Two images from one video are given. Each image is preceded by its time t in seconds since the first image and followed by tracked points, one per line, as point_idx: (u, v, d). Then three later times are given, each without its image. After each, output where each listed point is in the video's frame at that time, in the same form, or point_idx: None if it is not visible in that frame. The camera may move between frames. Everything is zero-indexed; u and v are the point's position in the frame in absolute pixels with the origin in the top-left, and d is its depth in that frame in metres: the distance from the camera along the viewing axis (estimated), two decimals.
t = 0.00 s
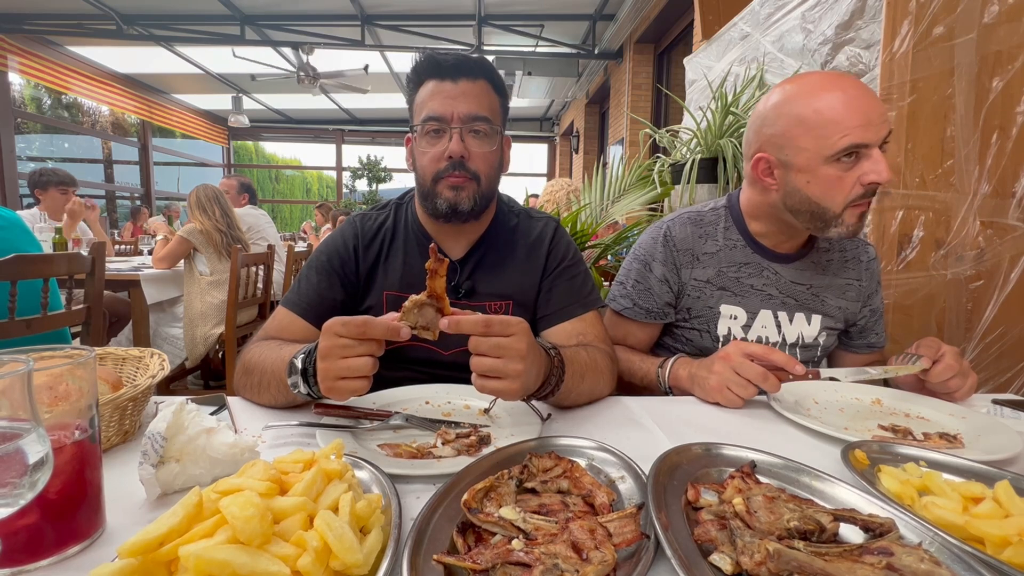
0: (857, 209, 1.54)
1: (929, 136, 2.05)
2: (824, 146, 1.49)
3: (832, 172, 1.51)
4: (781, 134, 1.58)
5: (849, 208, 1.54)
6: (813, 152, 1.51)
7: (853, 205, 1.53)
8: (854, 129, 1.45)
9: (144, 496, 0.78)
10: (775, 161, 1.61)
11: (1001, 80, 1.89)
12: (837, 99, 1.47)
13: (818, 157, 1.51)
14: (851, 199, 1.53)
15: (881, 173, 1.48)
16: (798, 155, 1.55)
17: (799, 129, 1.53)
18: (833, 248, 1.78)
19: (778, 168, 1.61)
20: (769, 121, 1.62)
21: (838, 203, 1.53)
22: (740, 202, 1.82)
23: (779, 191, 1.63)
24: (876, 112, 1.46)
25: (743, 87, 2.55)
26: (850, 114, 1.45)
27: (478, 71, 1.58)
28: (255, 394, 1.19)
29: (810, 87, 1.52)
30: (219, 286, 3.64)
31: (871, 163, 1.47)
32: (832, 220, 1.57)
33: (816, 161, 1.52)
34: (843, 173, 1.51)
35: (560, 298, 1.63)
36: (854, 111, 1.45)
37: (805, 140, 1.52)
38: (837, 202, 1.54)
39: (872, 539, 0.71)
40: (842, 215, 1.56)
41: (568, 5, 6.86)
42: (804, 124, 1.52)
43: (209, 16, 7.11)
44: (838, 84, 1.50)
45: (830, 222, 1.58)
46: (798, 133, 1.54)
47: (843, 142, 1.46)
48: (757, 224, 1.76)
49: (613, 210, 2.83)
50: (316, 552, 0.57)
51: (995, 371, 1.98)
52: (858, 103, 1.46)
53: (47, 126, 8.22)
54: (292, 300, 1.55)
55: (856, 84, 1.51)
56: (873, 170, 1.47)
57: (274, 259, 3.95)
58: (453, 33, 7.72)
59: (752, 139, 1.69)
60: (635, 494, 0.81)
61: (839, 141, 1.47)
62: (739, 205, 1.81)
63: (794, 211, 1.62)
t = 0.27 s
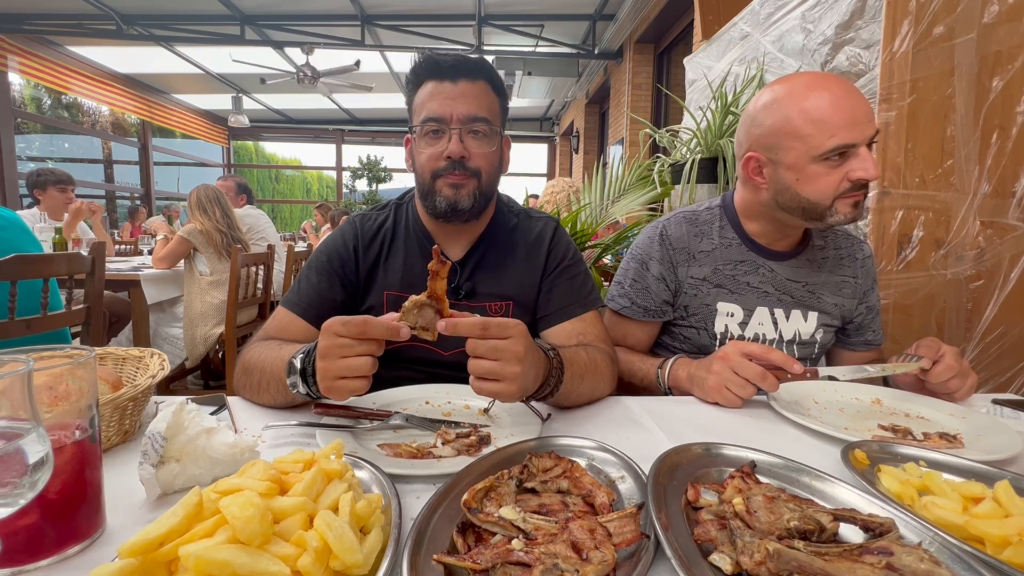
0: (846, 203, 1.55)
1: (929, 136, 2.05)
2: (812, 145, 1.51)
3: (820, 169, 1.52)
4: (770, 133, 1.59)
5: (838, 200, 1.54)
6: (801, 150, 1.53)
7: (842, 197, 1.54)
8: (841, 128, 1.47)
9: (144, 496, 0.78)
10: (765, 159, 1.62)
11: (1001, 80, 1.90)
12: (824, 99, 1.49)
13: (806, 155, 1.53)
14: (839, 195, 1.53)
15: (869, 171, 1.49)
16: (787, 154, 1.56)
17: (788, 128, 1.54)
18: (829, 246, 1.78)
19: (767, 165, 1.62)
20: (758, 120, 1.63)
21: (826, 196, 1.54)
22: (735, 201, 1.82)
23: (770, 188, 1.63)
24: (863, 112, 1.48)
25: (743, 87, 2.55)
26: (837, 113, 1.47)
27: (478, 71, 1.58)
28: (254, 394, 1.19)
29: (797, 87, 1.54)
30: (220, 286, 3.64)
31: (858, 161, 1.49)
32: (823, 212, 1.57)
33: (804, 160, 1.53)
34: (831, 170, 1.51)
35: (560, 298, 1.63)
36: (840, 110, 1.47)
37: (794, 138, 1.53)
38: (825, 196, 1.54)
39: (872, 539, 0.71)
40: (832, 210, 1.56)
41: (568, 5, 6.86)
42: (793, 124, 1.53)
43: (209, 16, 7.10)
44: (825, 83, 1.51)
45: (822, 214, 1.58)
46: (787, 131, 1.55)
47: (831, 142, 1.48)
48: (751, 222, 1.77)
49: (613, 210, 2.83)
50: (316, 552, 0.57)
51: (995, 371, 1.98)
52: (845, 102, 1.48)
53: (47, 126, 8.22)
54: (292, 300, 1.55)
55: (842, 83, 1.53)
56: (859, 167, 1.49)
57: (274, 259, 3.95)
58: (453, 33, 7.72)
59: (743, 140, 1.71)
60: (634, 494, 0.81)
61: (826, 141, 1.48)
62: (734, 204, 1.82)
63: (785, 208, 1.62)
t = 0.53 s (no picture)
0: (838, 204, 1.55)
1: (928, 136, 2.05)
2: (807, 145, 1.51)
3: (816, 168, 1.52)
4: (765, 132, 1.59)
5: (831, 200, 1.54)
6: (797, 150, 1.53)
7: (835, 197, 1.54)
8: (835, 127, 1.47)
9: (144, 496, 0.78)
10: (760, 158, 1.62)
11: (1001, 80, 1.91)
12: (819, 98, 1.49)
13: (801, 155, 1.53)
14: (833, 192, 1.54)
15: (864, 169, 1.49)
16: (782, 153, 1.56)
17: (783, 127, 1.54)
18: (827, 245, 1.78)
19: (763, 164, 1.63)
20: (754, 120, 1.63)
21: (819, 195, 1.54)
22: (732, 201, 1.82)
23: (766, 187, 1.63)
24: (858, 111, 1.48)
25: (744, 87, 2.55)
26: (832, 112, 1.47)
27: (484, 71, 1.58)
28: (254, 394, 1.19)
29: (792, 86, 1.54)
30: (219, 286, 3.64)
31: (853, 159, 1.49)
32: (816, 214, 1.57)
33: (799, 159, 1.53)
34: (826, 169, 1.51)
35: (560, 298, 1.63)
36: (835, 109, 1.47)
37: (790, 137, 1.53)
38: (818, 195, 1.54)
39: (872, 539, 0.71)
40: (825, 210, 1.56)
41: (569, 5, 6.86)
42: (788, 123, 1.53)
43: (210, 16, 7.10)
44: (819, 83, 1.51)
45: (815, 215, 1.58)
46: (782, 131, 1.55)
47: (827, 141, 1.48)
48: (749, 221, 1.77)
49: (613, 210, 2.83)
50: (316, 552, 0.57)
51: (995, 371, 1.99)
52: (840, 102, 1.48)
53: (47, 126, 8.21)
54: (291, 300, 1.55)
55: (837, 82, 1.53)
56: (854, 166, 1.49)
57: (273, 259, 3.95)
58: (453, 33, 7.71)
59: (738, 140, 1.71)
60: (634, 494, 0.81)
61: (822, 140, 1.48)
62: (731, 204, 1.82)
63: (780, 207, 1.62)
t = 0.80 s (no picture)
0: (844, 201, 1.55)
1: (928, 136, 2.05)
2: (809, 145, 1.51)
3: (818, 169, 1.52)
4: (766, 133, 1.59)
5: (835, 199, 1.54)
6: (798, 150, 1.53)
7: (840, 195, 1.54)
8: (836, 127, 1.47)
9: (144, 496, 0.78)
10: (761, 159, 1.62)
11: (1001, 80, 1.91)
12: (819, 99, 1.49)
13: (803, 155, 1.52)
14: (837, 193, 1.54)
15: (866, 170, 1.49)
16: (783, 154, 1.56)
17: (784, 128, 1.54)
18: (827, 245, 1.78)
19: (763, 165, 1.62)
20: (754, 120, 1.63)
21: (823, 195, 1.54)
22: (732, 201, 1.82)
23: (767, 188, 1.63)
24: (858, 110, 1.48)
25: (743, 87, 2.55)
26: (833, 112, 1.47)
27: (497, 74, 1.58)
28: (254, 394, 1.19)
29: (792, 86, 1.54)
30: (219, 286, 3.64)
31: (855, 160, 1.49)
32: (821, 212, 1.57)
33: (801, 160, 1.53)
34: (828, 169, 1.51)
35: (560, 298, 1.63)
36: (836, 109, 1.47)
37: (790, 138, 1.53)
38: (823, 195, 1.54)
39: (872, 539, 0.71)
40: (831, 208, 1.56)
41: (568, 5, 6.86)
42: (789, 123, 1.53)
43: (209, 16, 7.10)
44: (819, 83, 1.52)
45: (821, 213, 1.58)
46: (783, 131, 1.55)
47: (829, 141, 1.48)
48: (749, 222, 1.77)
49: (613, 210, 2.83)
50: (316, 553, 0.57)
51: (995, 371, 1.99)
52: (840, 102, 1.48)
53: (47, 126, 8.22)
54: (291, 300, 1.55)
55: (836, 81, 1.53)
56: (857, 166, 1.49)
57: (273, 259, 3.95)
58: (453, 33, 7.72)
59: (739, 141, 1.71)
60: (635, 494, 0.81)
61: (824, 140, 1.48)
62: (730, 205, 1.82)
63: (783, 207, 1.61)
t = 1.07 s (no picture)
0: (846, 203, 1.55)
1: (928, 136, 2.04)
2: (811, 147, 1.51)
3: (820, 171, 1.52)
4: (767, 135, 1.59)
5: (838, 200, 1.55)
6: (800, 152, 1.53)
7: (842, 197, 1.55)
8: (838, 129, 1.47)
9: (144, 496, 0.78)
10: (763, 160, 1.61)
11: (1001, 80, 1.91)
12: (821, 100, 1.49)
13: (805, 157, 1.53)
14: (839, 194, 1.54)
15: (868, 171, 1.50)
16: (785, 156, 1.56)
17: (786, 129, 1.54)
18: (827, 246, 1.78)
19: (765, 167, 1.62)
20: (755, 122, 1.63)
21: (824, 197, 1.54)
22: (732, 202, 1.82)
23: (768, 190, 1.63)
24: (859, 111, 1.49)
25: (743, 87, 2.55)
26: (835, 113, 1.47)
27: (502, 77, 1.58)
28: (254, 394, 1.19)
29: (794, 87, 1.54)
30: (219, 286, 3.64)
31: (856, 161, 1.50)
32: (823, 214, 1.57)
33: (803, 161, 1.53)
34: (830, 171, 1.52)
35: (561, 299, 1.63)
36: (838, 110, 1.47)
37: (791, 139, 1.53)
38: (824, 197, 1.54)
39: (872, 539, 0.71)
40: (833, 209, 1.56)
41: (569, 5, 6.86)
42: (791, 125, 1.53)
43: (209, 16, 7.10)
44: (822, 84, 1.51)
45: (821, 217, 1.58)
46: (785, 132, 1.55)
47: (831, 143, 1.48)
48: (749, 222, 1.77)
49: (613, 210, 2.83)
50: (316, 553, 0.57)
51: (995, 371, 1.99)
52: (841, 102, 1.48)
53: (47, 126, 8.22)
54: (292, 301, 1.55)
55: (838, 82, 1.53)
56: (858, 168, 1.49)
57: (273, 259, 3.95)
58: (453, 33, 7.72)
59: (739, 142, 1.71)
60: (634, 494, 0.81)
61: (825, 142, 1.48)
62: (730, 205, 1.82)
63: (785, 209, 1.62)
